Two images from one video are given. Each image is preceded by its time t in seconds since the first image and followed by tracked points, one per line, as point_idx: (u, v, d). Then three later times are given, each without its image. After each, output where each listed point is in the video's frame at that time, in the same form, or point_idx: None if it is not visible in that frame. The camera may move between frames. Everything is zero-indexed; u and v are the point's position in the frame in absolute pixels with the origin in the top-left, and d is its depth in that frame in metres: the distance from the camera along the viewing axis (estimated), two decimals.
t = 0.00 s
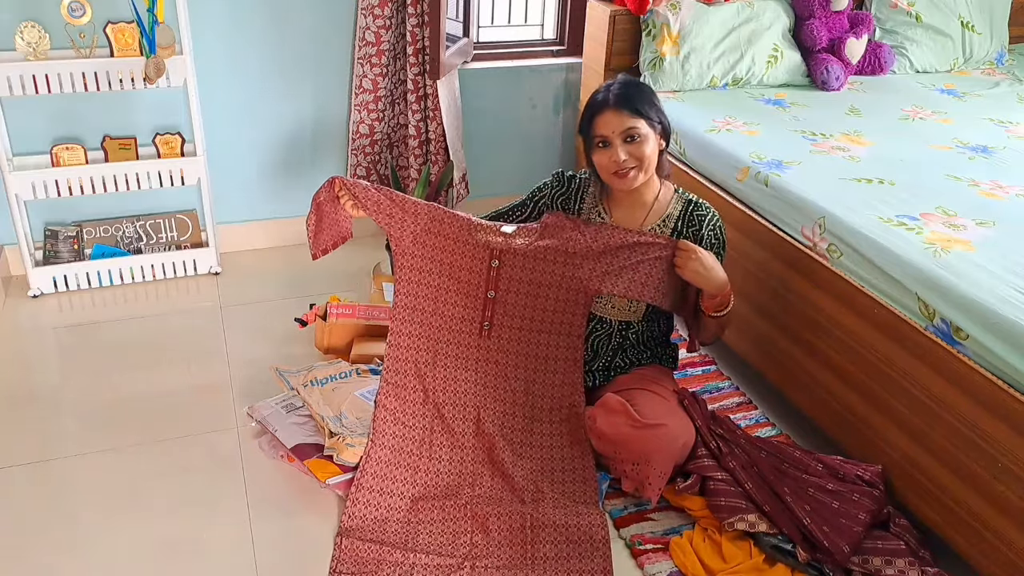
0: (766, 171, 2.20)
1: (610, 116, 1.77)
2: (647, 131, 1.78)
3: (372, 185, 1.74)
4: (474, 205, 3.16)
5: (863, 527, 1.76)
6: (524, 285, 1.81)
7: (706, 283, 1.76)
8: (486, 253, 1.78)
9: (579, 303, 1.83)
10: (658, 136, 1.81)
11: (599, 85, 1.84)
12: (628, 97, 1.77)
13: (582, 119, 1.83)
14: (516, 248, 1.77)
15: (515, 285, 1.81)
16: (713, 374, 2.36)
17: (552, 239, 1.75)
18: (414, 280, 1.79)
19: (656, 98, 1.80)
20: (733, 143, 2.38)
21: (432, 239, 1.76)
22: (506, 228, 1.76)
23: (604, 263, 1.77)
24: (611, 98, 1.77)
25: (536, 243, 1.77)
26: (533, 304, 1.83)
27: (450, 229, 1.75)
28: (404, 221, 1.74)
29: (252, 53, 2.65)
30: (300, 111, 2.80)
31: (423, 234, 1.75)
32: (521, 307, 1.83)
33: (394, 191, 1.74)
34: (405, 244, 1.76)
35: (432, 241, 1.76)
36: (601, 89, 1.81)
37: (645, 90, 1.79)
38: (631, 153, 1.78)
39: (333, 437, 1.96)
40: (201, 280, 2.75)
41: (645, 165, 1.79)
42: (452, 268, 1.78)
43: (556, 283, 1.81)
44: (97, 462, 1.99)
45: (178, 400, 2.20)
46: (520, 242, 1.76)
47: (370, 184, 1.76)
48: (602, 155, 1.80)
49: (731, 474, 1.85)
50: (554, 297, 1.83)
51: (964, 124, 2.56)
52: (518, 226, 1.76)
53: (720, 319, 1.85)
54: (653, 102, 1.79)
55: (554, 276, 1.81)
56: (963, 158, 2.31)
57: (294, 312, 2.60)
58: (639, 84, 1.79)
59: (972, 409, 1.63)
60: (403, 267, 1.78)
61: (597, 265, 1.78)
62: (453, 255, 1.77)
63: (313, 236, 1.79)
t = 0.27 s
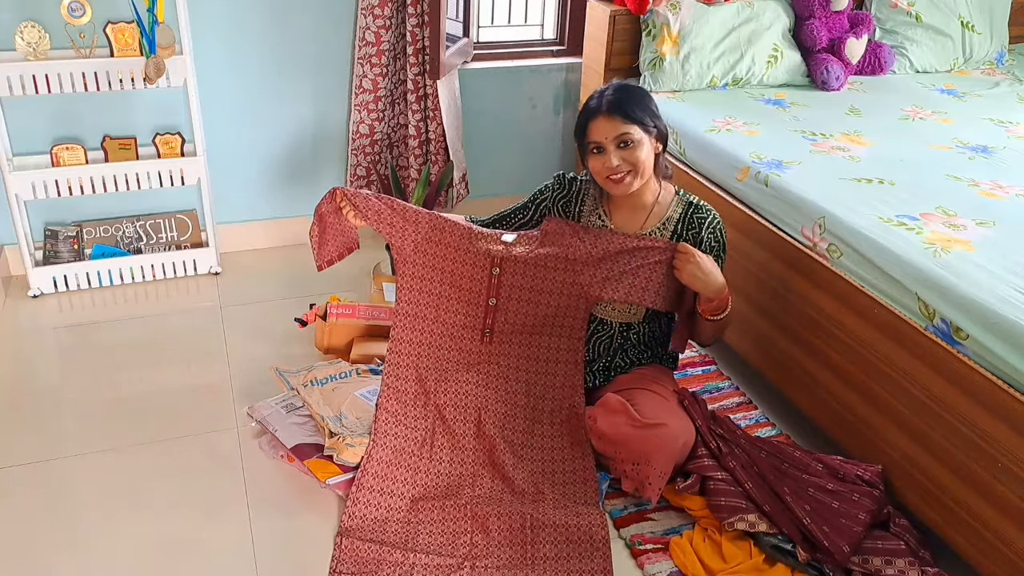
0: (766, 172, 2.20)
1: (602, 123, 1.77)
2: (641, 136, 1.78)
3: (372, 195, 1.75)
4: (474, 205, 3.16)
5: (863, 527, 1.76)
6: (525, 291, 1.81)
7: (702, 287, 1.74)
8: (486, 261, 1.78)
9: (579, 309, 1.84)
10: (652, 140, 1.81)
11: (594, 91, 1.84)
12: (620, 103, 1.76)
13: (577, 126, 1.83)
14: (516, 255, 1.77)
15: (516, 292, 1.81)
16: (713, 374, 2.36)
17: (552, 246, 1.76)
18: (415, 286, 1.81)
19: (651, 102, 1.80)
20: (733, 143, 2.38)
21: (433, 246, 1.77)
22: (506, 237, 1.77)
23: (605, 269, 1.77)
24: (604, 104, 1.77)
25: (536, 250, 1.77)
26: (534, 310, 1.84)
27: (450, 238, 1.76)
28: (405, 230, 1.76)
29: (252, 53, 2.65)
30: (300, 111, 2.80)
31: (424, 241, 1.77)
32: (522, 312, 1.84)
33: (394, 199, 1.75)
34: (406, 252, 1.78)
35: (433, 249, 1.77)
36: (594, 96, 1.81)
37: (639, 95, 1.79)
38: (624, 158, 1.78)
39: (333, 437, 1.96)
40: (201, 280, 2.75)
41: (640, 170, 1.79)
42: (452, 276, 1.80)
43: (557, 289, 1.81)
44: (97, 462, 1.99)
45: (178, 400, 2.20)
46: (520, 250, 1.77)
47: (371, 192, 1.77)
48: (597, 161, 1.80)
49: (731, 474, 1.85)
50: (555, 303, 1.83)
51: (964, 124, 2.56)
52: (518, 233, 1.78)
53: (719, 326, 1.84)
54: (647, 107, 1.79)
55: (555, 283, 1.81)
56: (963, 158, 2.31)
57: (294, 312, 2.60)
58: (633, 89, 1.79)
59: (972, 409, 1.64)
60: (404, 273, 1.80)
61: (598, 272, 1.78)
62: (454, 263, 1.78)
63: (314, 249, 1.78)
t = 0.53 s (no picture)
0: (766, 172, 2.20)
1: (608, 124, 1.76)
2: (646, 139, 1.77)
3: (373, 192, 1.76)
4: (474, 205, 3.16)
5: (863, 527, 1.76)
6: (525, 291, 1.81)
7: (703, 293, 1.74)
8: (487, 260, 1.78)
9: (579, 309, 1.84)
10: (657, 143, 1.80)
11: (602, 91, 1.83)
12: (626, 105, 1.76)
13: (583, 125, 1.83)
14: (516, 255, 1.77)
15: (516, 292, 1.81)
16: (713, 375, 2.36)
17: (552, 246, 1.77)
18: (415, 284, 1.81)
19: (658, 106, 1.80)
20: (733, 143, 2.38)
21: (433, 245, 1.78)
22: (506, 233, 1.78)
23: (605, 270, 1.77)
24: (610, 106, 1.77)
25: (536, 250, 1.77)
26: (534, 310, 1.83)
27: (451, 236, 1.77)
28: (405, 227, 1.76)
29: (252, 53, 2.65)
30: (300, 111, 2.80)
31: (425, 240, 1.77)
32: (521, 312, 1.84)
33: (395, 197, 1.76)
34: (406, 249, 1.78)
35: (433, 247, 1.78)
36: (602, 97, 1.80)
37: (646, 98, 1.78)
38: (628, 161, 1.78)
39: (333, 437, 1.96)
40: (201, 280, 2.75)
41: (643, 173, 1.79)
42: (453, 274, 1.80)
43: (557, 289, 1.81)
44: (97, 462, 1.99)
45: (178, 400, 2.20)
46: (520, 248, 1.77)
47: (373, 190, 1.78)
48: (600, 162, 1.80)
49: (731, 474, 1.85)
50: (555, 303, 1.83)
51: (964, 124, 2.56)
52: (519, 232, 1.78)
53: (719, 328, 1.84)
54: (654, 111, 1.78)
55: (555, 284, 1.80)
56: (963, 158, 2.31)
57: (294, 312, 2.60)
58: (640, 92, 1.78)
59: (972, 409, 1.63)
60: (404, 272, 1.81)
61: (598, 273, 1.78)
62: (454, 261, 1.79)
63: (314, 243, 1.81)
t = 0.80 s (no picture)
0: (766, 172, 2.20)
1: (616, 120, 1.76)
2: (653, 139, 1.77)
3: (374, 183, 1.75)
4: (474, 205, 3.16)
5: (863, 527, 1.76)
6: (524, 287, 1.81)
7: (707, 294, 1.74)
8: (486, 256, 1.78)
9: (578, 307, 1.84)
10: (663, 145, 1.80)
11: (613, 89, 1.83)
12: (634, 104, 1.76)
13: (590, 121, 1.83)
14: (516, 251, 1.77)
15: (515, 288, 1.81)
16: (713, 374, 2.36)
17: (552, 243, 1.76)
18: (414, 279, 1.80)
19: (667, 106, 1.80)
20: (733, 143, 2.38)
21: (433, 239, 1.77)
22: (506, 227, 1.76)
23: (605, 269, 1.77)
24: (619, 103, 1.77)
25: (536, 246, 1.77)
26: (533, 306, 1.83)
27: (450, 231, 1.76)
28: (405, 221, 1.75)
29: (252, 53, 2.65)
30: (300, 111, 2.80)
31: (424, 235, 1.76)
32: (521, 309, 1.84)
33: (395, 190, 1.75)
34: (405, 243, 1.77)
35: (433, 241, 1.77)
36: (612, 94, 1.81)
37: (656, 99, 1.78)
38: (632, 159, 1.78)
39: (333, 436, 1.96)
40: (201, 280, 2.75)
41: (645, 174, 1.79)
42: (452, 270, 1.79)
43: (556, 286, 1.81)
44: (97, 462, 1.99)
45: (178, 400, 2.20)
46: (520, 244, 1.77)
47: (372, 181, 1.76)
48: (604, 158, 1.80)
49: (731, 474, 1.85)
50: (555, 300, 1.83)
51: (964, 124, 2.56)
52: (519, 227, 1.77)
53: (719, 330, 1.84)
54: (663, 111, 1.78)
55: (554, 281, 1.80)
56: (963, 158, 2.31)
57: (294, 312, 2.60)
58: (650, 92, 1.78)
59: (972, 409, 1.64)
60: (403, 267, 1.79)
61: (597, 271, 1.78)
62: (453, 257, 1.78)
63: (314, 232, 1.80)
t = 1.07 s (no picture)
0: (766, 172, 2.20)
1: (596, 135, 1.75)
2: (632, 157, 1.75)
3: (372, 185, 1.75)
4: (473, 205, 3.16)
5: (863, 527, 1.76)
6: (524, 288, 1.81)
7: (707, 296, 1.76)
8: (486, 257, 1.78)
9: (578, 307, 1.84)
10: (648, 162, 1.76)
11: (613, 93, 1.79)
12: (618, 118, 1.73)
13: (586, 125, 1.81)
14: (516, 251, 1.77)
15: (515, 289, 1.81)
16: (713, 375, 2.36)
17: (552, 243, 1.76)
18: (414, 280, 1.80)
19: (660, 125, 1.74)
20: (733, 143, 2.38)
21: (432, 240, 1.77)
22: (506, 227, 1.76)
23: (605, 270, 1.77)
24: (607, 117, 1.74)
25: (536, 247, 1.76)
26: (533, 307, 1.83)
27: (450, 232, 1.76)
28: (404, 222, 1.75)
29: (252, 53, 2.65)
30: (300, 111, 2.80)
31: (424, 236, 1.76)
32: (521, 310, 1.84)
33: (394, 191, 1.75)
34: (405, 244, 1.77)
35: (432, 242, 1.77)
36: (607, 103, 1.77)
37: (647, 117, 1.73)
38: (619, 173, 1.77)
39: (333, 436, 1.96)
40: (201, 280, 2.75)
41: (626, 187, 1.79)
42: (451, 270, 1.79)
43: (556, 287, 1.81)
44: (97, 462, 1.99)
45: (178, 400, 2.20)
46: (520, 245, 1.76)
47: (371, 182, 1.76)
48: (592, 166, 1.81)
49: (731, 474, 1.85)
50: (555, 301, 1.82)
51: (964, 124, 2.56)
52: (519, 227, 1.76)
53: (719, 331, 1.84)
54: (653, 130, 1.73)
55: (554, 282, 1.80)
56: (963, 158, 2.31)
57: (294, 312, 2.60)
58: (643, 109, 1.73)
59: (972, 409, 1.64)
60: (403, 268, 1.79)
61: (597, 272, 1.78)
62: (453, 257, 1.78)
63: (312, 234, 1.80)
